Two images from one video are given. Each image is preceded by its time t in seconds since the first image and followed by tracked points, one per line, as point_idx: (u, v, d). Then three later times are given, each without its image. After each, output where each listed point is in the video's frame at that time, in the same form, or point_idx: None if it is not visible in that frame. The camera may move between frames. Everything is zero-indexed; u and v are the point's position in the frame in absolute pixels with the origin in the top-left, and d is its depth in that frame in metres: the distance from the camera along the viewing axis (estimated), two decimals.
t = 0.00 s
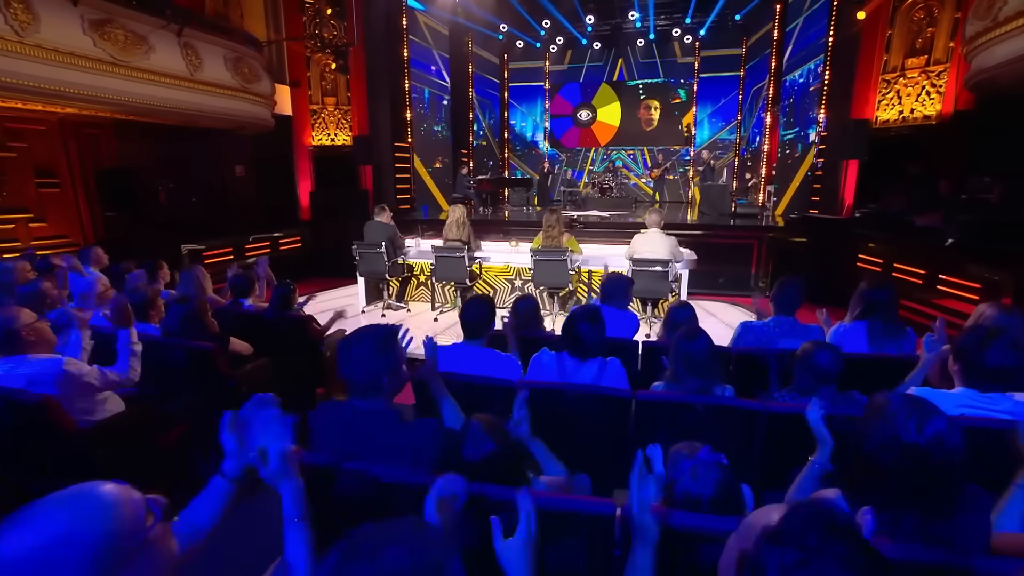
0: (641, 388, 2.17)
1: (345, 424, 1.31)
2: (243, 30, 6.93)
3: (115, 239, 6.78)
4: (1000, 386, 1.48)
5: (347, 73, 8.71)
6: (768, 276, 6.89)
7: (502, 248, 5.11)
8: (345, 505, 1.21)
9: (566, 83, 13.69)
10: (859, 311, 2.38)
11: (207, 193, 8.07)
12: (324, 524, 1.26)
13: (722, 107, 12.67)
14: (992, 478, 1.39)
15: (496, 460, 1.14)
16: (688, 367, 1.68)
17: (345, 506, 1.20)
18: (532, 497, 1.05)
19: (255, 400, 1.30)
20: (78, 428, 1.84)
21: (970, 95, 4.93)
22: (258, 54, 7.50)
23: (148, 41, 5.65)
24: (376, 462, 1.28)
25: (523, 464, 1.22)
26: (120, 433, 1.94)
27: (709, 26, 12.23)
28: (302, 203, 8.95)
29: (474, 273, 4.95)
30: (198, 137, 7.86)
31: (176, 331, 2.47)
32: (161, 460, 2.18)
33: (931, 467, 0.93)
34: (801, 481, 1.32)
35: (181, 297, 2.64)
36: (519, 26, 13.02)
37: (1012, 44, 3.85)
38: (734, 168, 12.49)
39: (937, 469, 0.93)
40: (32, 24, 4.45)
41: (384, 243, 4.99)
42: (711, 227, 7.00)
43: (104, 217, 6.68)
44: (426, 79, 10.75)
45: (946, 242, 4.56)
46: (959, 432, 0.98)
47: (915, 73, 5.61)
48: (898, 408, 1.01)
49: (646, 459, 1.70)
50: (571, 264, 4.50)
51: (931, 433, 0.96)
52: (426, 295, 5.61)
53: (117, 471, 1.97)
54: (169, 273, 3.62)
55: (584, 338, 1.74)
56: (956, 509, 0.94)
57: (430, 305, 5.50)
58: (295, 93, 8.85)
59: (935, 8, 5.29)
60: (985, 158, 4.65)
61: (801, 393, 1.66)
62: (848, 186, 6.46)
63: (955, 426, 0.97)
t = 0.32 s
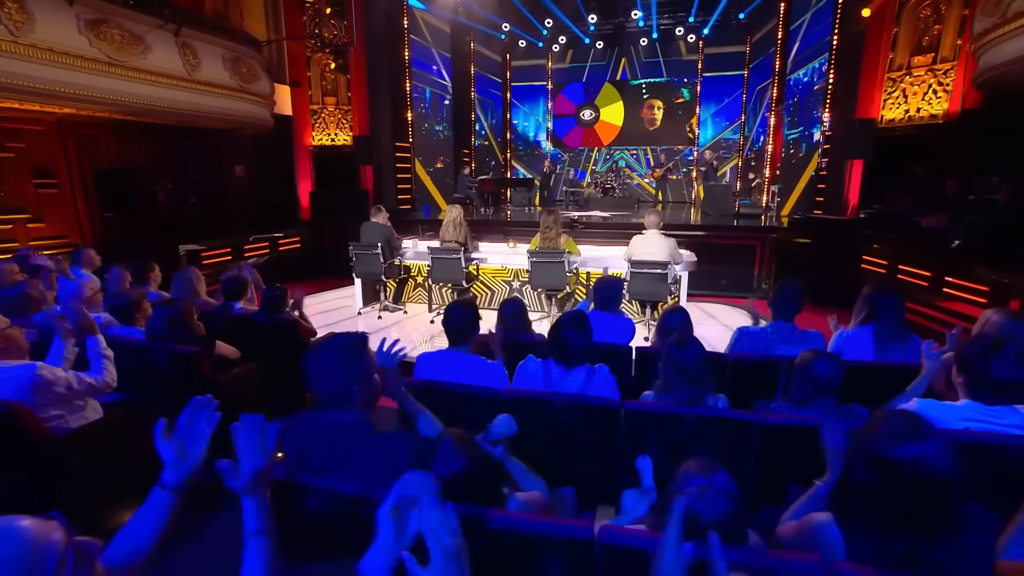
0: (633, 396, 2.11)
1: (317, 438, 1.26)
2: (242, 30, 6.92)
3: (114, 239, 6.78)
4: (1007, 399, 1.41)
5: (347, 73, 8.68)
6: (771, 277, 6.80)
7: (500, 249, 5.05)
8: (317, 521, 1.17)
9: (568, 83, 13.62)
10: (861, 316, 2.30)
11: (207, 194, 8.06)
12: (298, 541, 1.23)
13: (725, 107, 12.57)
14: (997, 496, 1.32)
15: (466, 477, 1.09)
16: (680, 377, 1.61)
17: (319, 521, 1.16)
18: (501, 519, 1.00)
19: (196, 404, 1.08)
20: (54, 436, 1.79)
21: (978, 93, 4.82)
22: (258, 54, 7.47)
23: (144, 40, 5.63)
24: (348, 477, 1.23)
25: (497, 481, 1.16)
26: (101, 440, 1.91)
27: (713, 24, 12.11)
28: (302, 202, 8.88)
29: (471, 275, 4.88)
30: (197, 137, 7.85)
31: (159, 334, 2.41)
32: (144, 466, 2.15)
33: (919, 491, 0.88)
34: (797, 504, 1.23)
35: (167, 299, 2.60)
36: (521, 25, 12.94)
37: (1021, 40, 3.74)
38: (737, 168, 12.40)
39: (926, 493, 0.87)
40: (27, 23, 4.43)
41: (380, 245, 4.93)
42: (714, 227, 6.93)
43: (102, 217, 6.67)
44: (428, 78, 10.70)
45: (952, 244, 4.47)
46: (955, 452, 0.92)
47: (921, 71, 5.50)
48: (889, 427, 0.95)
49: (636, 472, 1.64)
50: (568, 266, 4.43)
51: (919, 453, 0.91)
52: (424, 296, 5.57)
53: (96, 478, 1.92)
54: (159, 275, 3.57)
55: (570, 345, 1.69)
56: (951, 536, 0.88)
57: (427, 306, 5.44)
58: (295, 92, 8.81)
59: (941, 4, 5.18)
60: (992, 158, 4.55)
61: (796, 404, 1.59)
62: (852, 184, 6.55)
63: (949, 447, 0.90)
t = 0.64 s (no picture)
0: (623, 403, 2.05)
1: (283, 453, 1.21)
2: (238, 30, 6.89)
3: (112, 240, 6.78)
4: (1012, 413, 1.34)
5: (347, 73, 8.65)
6: (773, 278, 6.74)
7: (497, 250, 4.99)
8: (283, 537, 1.13)
9: (571, 82, 13.59)
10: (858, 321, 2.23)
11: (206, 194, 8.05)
12: (266, 557, 1.19)
13: (729, 106, 12.52)
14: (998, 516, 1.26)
15: (432, 498, 1.03)
16: (667, 387, 1.55)
17: (285, 539, 1.12)
18: (468, 542, 0.94)
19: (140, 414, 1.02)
20: (25, 443, 1.74)
21: (984, 91, 4.72)
22: (256, 54, 7.45)
23: (140, 41, 5.60)
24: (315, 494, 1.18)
25: (467, 497, 1.11)
26: (74, 448, 1.87)
27: (717, 23, 12.00)
28: (302, 204, 9.06)
29: (467, 277, 4.82)
30: (195, 137, 7.83)
31: (140, 337, 2.38)
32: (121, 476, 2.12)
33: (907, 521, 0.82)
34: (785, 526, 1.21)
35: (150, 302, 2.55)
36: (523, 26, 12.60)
37: None
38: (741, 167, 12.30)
39: (914, 522, 0.83)
40: (20, 23, 4.39)
41: (376, 246, 4.88)
42: (716, 228, 6.88)
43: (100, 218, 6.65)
44: (430, 79, 10.69)
45: (958, 246, 4.39)
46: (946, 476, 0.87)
47: (926, 70, 5.40)
48: (879, 449, 0.89)
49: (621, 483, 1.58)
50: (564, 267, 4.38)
51: (908, 481, 0.84)
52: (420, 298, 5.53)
53: (72, 486, 1.88)
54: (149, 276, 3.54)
55: (555, 352, 1.63)
56: (939, 571, 0.83)
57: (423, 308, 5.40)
58: (295, 92, 8.80)
59: (947, 1, 5.09)
60: (998, 159, 4.46)
61: (789, 416, 1.52)
62: (857, 185, 6.37)
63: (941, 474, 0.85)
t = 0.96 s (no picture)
0: (611, 411, 2.00)
1: (244, 470, 1.16)
2: (235, 29, 6.87)
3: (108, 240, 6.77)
4: (1012, 426, 1.27)
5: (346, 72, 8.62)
6: (774, 280, 6.67)
7: (492, 252, 4.93)
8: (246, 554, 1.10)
9: (572, 82, 13.55)
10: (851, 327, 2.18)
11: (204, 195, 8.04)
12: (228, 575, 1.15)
13: (731, 106, 12.45)
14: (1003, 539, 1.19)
15: (392, 520, 0.99)
16: (651, 398, 1.49)
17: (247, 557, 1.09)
18: (427, 564, 0.90)
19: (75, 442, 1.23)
20: None
21: (990, 90, 4.62)
22: (253, 54, 7.42)
23: (135, 41, 5.58)
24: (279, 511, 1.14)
25: (434, 517, 1.07)
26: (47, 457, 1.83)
27: (719, 23, 11.92)
28: (301, 204, 9.06)
29: (462, 278, 4.77)
30: (192, 137, 7.80)
31: (120, 342, 2.33)
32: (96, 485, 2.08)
33: (894, 557, 0.81)
34: (768, 546, 1.21)
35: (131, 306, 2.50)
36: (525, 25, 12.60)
37: None
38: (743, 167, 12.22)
39: (899, 555, 0.81)
40: (11, 23, 4.37)
41: (370, 247, 4.84)
42: (717, 229, 6.84)
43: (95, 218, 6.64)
44: (427, 77, 10.30)
45: (962, 247, 4.31)
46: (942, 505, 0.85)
47: (931, 68, 5.30)
48: (879, 482, 0.88)
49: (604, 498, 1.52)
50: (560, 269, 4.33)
51: (898, 514, 0.83)
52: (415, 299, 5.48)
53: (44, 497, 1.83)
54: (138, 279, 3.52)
55: (536, 361, 1.57)
56: None
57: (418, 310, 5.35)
58: (293, 92, 8.77)
59: None
60: (1003, 159, 4.37)
61: (779, 429, 1.46)
62: (859, 187, 6.29)
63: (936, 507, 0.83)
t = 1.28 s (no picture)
0: (598, 419, 1.95)
1: (199, 486, 1.10)
2: (231, 29, 6.85)
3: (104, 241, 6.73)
4: (1010, 442, 1.20)
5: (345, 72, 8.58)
6: (775, 281, 6.61)
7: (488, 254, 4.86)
8: None
9: (573, 82, 13.49)
10: (843, 333, 2.10)
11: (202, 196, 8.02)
12: None
13: (733, 105, 12.36)
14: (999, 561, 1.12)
15: (346, 541, 0.93)
16: (633, 408, 1.43)
17: None
18: None
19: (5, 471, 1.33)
20: None
21: (995, 89, 4.52)
22: (250, 54, 7.39)
23: (129, 40, 5.55)
24: (234, 530, 1.09)
25: (394, 537, 1.01)
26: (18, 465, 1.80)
27: (721, 22, 11.84)
28: (300, 204, 9.03)
29: (457, 280, 4.71)
30: (190, 137, 7.76)
31: (101, 347, 2.30)
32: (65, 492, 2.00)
33: None
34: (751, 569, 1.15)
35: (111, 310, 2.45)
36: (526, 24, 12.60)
37: None
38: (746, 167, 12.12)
39: None
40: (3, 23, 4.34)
41: (364, 248, 4.79)
42: (718, 230, 6.78)
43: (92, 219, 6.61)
44: (427, 77, 10.18)
45: (965, 249, 4.23)
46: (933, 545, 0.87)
47: (934, 66, 5.21)
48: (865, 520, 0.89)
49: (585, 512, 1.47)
50: (555, 271, 4.27)
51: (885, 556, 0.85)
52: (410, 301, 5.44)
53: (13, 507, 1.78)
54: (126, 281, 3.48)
55: (513, 368, 1.52)
56: None
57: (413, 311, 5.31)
58: (292, 92, 8.69)
59: None
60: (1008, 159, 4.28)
61: (765, 442, 1.40)
62: (862, 187, 6.20)
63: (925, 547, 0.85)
